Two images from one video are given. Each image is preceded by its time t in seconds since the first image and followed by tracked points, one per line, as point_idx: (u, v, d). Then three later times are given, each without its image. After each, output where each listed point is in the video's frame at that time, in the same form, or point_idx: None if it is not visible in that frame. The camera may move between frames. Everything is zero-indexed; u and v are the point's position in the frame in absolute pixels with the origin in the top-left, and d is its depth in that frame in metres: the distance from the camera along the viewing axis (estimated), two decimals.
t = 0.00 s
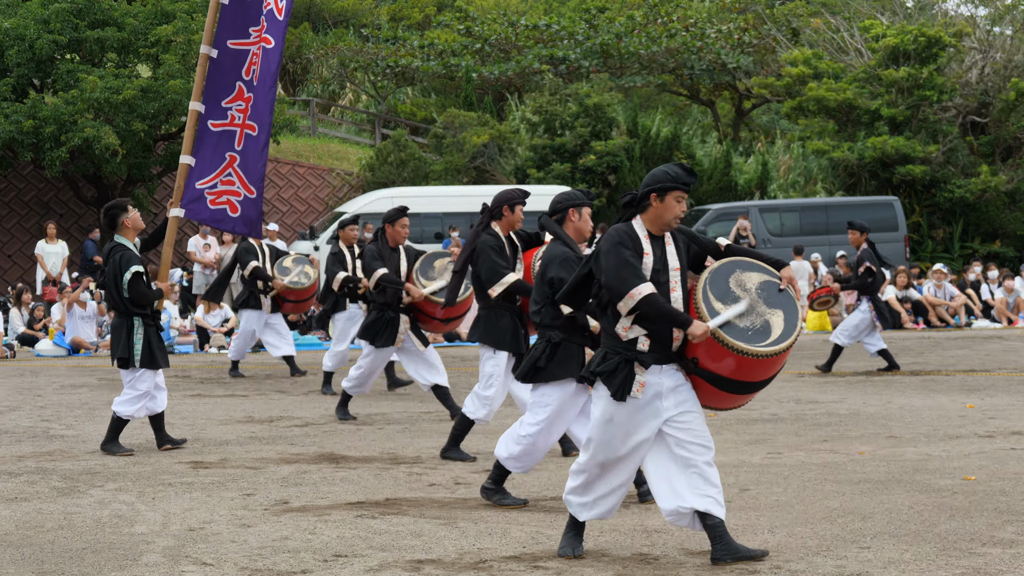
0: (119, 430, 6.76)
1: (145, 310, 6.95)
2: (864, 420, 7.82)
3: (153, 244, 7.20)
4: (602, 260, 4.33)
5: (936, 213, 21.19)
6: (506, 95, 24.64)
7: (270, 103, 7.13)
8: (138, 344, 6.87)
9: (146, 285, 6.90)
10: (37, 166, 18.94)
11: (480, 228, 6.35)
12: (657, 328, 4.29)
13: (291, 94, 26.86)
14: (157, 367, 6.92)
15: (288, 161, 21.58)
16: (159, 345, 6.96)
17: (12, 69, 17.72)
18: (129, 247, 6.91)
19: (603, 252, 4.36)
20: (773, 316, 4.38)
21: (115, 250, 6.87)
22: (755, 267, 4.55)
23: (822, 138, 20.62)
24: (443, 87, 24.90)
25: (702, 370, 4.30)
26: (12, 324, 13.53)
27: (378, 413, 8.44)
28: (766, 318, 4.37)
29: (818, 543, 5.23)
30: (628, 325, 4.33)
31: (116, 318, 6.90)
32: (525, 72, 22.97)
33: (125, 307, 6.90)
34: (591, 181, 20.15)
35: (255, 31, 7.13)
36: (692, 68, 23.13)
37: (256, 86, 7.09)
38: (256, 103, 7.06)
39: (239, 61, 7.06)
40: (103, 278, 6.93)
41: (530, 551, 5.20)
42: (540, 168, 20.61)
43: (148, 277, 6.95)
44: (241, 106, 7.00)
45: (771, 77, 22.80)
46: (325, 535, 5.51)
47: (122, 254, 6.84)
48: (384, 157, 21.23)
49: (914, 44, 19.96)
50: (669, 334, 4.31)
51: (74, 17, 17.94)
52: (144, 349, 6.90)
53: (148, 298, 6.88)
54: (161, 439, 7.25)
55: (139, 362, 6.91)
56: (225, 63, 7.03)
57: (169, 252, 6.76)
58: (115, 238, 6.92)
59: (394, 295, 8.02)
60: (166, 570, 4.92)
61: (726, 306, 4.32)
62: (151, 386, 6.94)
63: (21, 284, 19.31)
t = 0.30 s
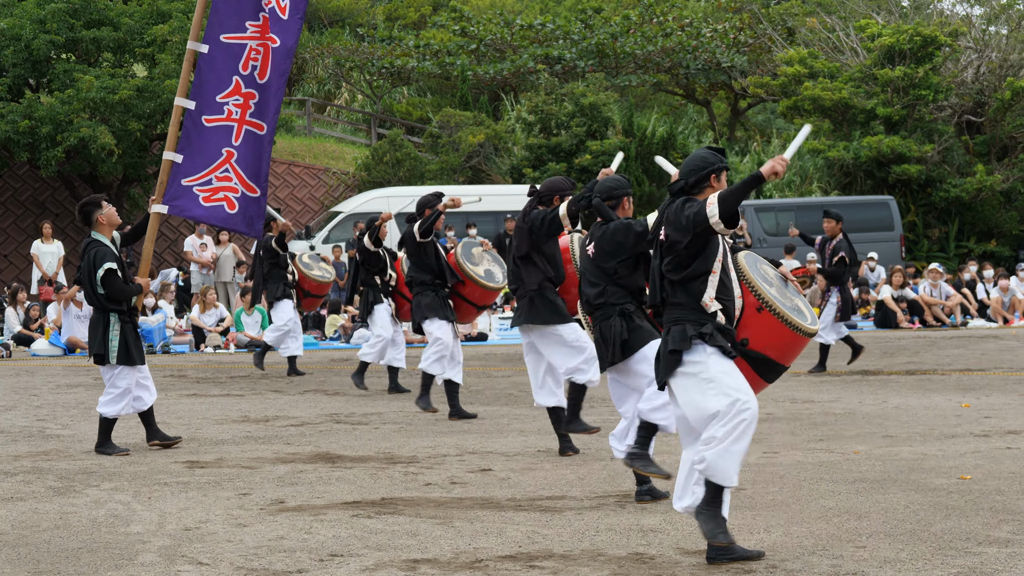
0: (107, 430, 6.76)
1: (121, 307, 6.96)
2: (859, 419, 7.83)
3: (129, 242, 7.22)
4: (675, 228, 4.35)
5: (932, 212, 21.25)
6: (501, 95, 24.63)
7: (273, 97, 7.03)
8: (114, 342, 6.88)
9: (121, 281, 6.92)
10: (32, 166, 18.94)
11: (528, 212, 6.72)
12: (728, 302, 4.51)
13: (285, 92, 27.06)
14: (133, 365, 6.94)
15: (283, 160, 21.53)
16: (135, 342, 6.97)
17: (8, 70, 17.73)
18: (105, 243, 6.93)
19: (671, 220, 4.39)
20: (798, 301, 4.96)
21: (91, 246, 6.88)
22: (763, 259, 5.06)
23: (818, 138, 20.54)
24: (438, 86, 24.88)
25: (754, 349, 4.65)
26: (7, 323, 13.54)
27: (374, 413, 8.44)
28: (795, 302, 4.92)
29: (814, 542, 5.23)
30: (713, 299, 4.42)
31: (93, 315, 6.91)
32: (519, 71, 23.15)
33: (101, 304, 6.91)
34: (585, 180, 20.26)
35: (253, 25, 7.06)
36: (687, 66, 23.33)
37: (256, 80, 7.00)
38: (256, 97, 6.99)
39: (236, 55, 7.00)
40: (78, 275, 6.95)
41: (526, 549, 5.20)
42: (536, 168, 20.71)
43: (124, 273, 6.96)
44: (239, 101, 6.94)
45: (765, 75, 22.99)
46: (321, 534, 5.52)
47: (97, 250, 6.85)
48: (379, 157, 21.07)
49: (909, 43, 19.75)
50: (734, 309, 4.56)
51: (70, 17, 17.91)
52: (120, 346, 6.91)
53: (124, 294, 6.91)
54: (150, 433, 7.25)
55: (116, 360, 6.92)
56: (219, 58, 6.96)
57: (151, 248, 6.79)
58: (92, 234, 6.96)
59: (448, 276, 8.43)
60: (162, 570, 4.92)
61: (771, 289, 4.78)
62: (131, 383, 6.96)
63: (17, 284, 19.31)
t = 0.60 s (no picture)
0: (102, 430, 6.75)
1: (119, 303, 6.97)
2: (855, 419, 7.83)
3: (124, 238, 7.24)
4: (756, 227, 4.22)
5: (927, 212, 21.26)
6: (496, 95, 24.65)
7: (256, 87, 7.63)
8: (111, 341, 6.87)
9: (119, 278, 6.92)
10: (28, 166, 18.93)
11: (573, 206, 6.67)
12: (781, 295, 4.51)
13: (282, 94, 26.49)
14: (130, 363, 6.93)
15: (279, 160, 21.55)
16: (132, 341, 6.96)
17: (4, 70, 17.72)
18: (101, 241, 6.95)
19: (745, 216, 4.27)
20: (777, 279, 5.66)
21: (87, 243, 6.89)
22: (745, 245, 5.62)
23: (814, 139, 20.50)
24: (434, 87, 24.89)
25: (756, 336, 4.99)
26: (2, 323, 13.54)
27: (370, 413, 8.44)
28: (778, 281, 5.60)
29: (810, 542, 5.23)
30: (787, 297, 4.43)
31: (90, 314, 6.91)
32: (514, 71, 23.16)
33: (98, 302, 6.91)
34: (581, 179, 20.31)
35: (239, 15, 7.68)
36: (683, 66, 23.40)
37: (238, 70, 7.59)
38: (241, 87, 7.55)
39: (221, 47, 7.58)
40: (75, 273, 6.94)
41: (521, 549, 5.20)
42: (532, 168, 20.74)
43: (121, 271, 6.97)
44: (225, 91, 7.47)
45: (760, 75, 23.04)
46: (316, 534, 5.52)
47: (93, 247, 6.86)
48: (375, 157, 21.03)
49: (905, 42, 19.74)
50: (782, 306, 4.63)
51: (65, 17, 17.89)
52: (117, 345, 6.90)
53: (122, 290, 6.92)
54: (151, 429, 7.39)
55: (113, 358, 6.91)
56: (207, 50, 7.55)
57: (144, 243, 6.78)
58: (89, 232, 6.97)
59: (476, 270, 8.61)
60: (157, 570, 4.92)
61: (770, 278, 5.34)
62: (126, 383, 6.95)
63: (13, 284, 19.31)
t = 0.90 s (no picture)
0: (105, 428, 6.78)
1: (132, 310, 7.00)
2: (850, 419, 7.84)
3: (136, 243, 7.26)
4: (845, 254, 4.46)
5: (923, 212, 21.25)
6: (493, 95, 24.64)
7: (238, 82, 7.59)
8: (126, 343, 6.88)
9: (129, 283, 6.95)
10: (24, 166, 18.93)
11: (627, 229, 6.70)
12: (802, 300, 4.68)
13: (278, 93, 26.83)
14: (145, 365, 6.93)
15: (275, 160, 21.53)
16: (146, 342, 6.97)
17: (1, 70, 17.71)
18: (110, 247, 6.98)
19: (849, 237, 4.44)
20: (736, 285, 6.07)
21: (96, 251, 6.94)
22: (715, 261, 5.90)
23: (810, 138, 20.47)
24: (431, 86, 24.89)
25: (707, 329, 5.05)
26: None
27: (366, 413, 8.44)
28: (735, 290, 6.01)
29: (806, 542, 5.23)
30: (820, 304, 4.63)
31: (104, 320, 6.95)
32: (511, 71, 23.15)
33: (112, 308, 6.95)
34: (577, 179, 20.30)
35: (223, 12, 7.69)
36: (680, 66, 23.40)
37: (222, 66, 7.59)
38: (225, 82, 7.52)
39: (207, 45, 7.62)
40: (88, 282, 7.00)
41: (518, 549, 5.20)
42: (528, 168, 20.73)
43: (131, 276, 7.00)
44: (208, 87, 7.45)
45: (757, 74, 23.06)
46: (313, 534, 5.52)
47: (101, 254, 6.92)
48: (371, 157, 21.03)
49: (900, 42, 19.72)
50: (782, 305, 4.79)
51: (62, 17, 17.90)
52: (133, 348, 6.90)
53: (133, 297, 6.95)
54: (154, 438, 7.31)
55: (128, 361, 6.91)
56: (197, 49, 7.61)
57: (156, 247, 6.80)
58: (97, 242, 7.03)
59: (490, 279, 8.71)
60: (154, 570, 4.92)
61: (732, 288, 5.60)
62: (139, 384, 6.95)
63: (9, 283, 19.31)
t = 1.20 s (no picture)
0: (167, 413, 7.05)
1: (144, 298, 7.09)
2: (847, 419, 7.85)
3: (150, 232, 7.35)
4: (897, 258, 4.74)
5: (920, 212, 21.27)
6: (490, 95, 24.63)
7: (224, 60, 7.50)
8: (143, 332, 7.04)
9: (139, 273, 7.05)
10: (20, 166, 18.93)
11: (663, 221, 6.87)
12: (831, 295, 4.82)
13: (275, 92, 26.87)
14: (168, 346, 7.15)
15: (272, 160, 21.52)
16: (164, 326, 7.14)
17: None
18: (121, 239, 7.08)
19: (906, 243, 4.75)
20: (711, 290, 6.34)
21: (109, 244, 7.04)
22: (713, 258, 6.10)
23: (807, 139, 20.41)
24: (428, 87, 24.89)
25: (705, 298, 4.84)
26: None
27: (363, 413, 8.44)
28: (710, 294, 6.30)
29: (803, 542, 5.23)
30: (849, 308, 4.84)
31: (119, 310, 7.09)
32: (508, 71, 23.16)
33: (125, 298, 7.06)
34: (574, 180, 20.29)
35: None
36: (677, 67, 23.42)
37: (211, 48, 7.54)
38: (210, 63, 7.51)
39: (201, 30, 7.62)
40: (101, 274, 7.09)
41: (515, 549, 5.19)
42: (525, 168, 20.75)
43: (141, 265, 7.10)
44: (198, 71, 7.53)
45: (754, 75, 23.10)
46: (310, 534, 5.51)
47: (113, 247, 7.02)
48: (368, 157, 21.04)
49: (898, 43, 19.70)
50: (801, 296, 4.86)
51: (59, 17, 17.93)
52: (151, 335, 7.07)
53: (144, 285, 7.04)
54: (152, 435, 7.22)
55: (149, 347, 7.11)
56: (195, 34, 7.66)
57: (168, 237, 6.90)
58: (108, 234, 7.13)
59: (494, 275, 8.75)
60: (150, 570, 4.92)
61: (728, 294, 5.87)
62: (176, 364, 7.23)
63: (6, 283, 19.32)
